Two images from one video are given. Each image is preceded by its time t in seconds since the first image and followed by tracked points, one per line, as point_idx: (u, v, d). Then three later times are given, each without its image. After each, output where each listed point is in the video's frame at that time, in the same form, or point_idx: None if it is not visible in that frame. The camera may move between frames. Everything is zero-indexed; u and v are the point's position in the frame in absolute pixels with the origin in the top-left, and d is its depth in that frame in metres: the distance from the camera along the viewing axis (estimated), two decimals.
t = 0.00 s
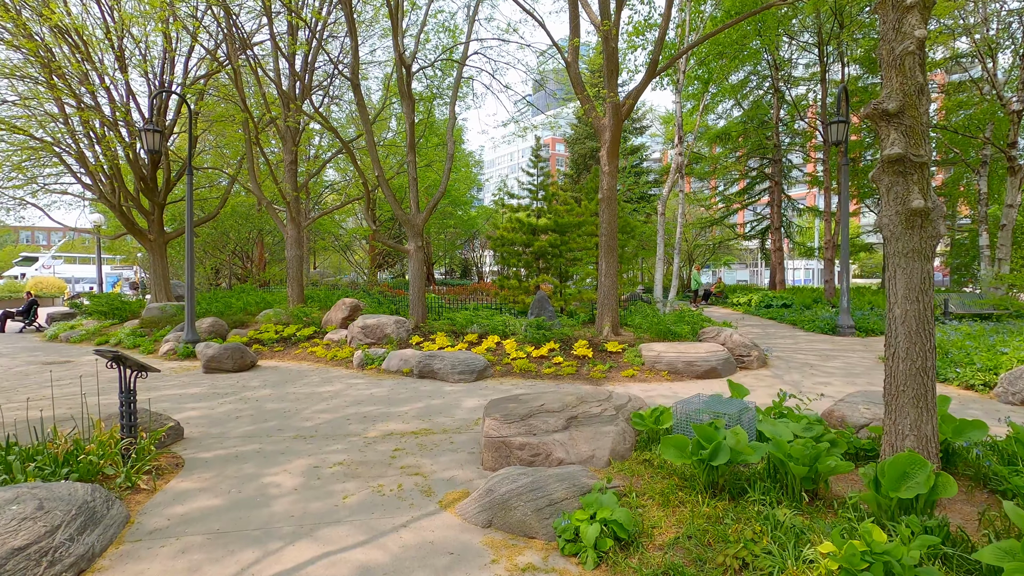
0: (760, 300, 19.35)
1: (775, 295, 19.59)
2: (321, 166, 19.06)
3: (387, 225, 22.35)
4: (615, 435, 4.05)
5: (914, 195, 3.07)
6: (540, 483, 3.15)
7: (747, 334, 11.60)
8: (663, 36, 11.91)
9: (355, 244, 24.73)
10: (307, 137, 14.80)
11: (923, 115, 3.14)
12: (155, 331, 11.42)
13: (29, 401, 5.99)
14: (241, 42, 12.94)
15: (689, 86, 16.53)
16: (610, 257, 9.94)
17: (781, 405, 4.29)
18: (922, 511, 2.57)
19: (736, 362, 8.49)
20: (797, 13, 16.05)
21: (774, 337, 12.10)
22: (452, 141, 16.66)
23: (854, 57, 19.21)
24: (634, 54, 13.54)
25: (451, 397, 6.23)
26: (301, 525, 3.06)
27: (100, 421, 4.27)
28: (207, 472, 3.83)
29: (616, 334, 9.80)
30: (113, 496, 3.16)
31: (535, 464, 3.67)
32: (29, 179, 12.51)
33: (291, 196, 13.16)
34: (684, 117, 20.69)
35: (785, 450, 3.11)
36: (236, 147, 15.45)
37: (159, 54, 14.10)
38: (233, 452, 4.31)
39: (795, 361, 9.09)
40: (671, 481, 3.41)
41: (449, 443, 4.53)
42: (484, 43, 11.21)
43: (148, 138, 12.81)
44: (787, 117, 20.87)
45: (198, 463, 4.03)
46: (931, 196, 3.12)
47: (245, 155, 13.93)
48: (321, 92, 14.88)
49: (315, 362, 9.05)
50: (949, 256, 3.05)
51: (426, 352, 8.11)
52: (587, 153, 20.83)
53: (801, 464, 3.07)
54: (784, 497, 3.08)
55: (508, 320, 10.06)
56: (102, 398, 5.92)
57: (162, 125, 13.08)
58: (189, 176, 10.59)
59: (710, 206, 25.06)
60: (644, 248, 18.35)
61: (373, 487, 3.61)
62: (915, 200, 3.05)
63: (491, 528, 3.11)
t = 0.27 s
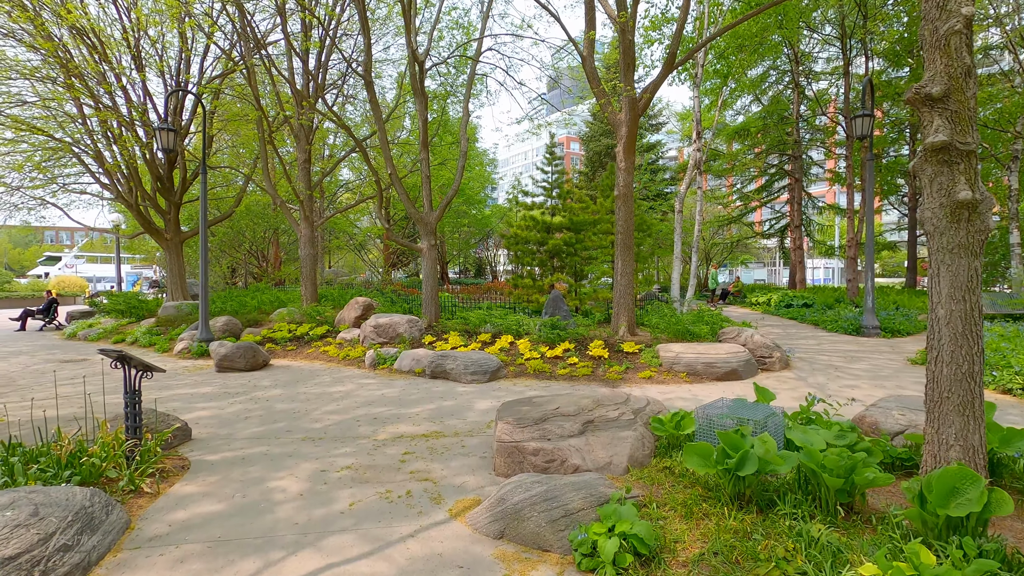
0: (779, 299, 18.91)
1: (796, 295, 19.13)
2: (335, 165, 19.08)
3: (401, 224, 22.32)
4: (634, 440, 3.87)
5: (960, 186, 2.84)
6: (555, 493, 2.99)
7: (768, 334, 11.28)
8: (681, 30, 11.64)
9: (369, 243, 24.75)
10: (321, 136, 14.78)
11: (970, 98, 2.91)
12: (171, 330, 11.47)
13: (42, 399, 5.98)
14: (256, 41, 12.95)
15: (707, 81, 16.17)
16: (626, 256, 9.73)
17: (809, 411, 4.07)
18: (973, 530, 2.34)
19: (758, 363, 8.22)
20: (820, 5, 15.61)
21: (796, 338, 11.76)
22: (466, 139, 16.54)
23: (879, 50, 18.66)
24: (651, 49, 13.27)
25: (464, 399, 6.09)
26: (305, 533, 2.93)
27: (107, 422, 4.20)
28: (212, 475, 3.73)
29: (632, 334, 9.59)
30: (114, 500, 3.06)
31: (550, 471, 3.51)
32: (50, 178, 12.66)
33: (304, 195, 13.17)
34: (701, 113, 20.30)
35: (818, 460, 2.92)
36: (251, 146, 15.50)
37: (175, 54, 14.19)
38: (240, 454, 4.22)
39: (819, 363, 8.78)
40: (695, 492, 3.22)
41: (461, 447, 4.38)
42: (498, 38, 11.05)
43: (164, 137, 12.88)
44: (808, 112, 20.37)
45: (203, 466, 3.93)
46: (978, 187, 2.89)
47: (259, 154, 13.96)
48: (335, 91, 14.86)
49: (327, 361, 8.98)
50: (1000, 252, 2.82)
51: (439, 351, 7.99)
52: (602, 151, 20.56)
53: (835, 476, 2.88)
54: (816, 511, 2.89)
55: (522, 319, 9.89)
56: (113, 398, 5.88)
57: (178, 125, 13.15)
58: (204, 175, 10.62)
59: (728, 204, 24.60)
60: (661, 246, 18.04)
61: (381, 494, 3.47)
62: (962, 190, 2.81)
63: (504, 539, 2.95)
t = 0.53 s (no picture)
0: (799, 299, 18.47)
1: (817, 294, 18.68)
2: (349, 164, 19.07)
3: (415, 222, 22.27)
4: (652, 448, 3.70)
5: (1012, 179, 2.62)
6: (570, 504, 2.85)
7: (789, 335, 10.96)
8: (699, 23, 11.35)
9: (383, 242, 24.75)
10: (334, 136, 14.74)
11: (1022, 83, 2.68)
12: (186, 328, 11.52)
13: (56, 398, 5.99)
14: (268, 40, 12.92)
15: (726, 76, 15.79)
16: (642, 254, 9.52)
17: (837, 418, 3.88)
18: None
19: (779, 365, 7.97)
20: None
21: (818, 339, 11.42)
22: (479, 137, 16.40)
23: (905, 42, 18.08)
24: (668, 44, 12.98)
25: (476, 400, 5.96)
26: (308, 543, 2.82)
27: (114, 423, 4.14)
28: (218, 479, 3.65)
29: (648, 334, 9.38)
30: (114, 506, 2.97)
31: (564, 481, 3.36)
32: (69, 178, 12.79)
33: (318, 194, 13.15)
34: (719, 109, 19.88)
35: (853, 474, 2.76)
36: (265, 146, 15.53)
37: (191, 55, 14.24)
38: (247, 457, 4.13)
39: (843, 366, 8.49)
40: (720, 506, 3.06)
41: (472, 452, 4.24)
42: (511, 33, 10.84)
43: (181, 137, 12.94)
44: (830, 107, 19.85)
45: (210, 469, 3.85)
46: None
47: (273, 153, 13.97)
48: (349, 89, 14.81)
49: (340, 360, 8.93)
50: None
51: (451, 351, 7.87)
52: (618, 148, 20.27)
53: (870, 490, 2.71)
54: (850, 527, 2.72)
55: (536, 318, 9.74)
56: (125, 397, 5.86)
57: (194, 124, 13.20)
58: (217, 173, 10.64)
59: (746, 202, 24.10)
60: (678, 245, 17.71)
61: (388, 501, 3.35)
62: (1015, 184, 2.59)
63: (515, 554, 2.81)
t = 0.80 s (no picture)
0: (819, 299, 18.05)
1: (838, 294, 18.25)
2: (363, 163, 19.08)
3: (428, 221, 22.23)
4: (671, 455, 3.54)
5: None
6: (586, 516, 2.72)
7: (810, 336, 10.66)
8: (718, 16, 11.08)
9: (397, 241, 24.76)
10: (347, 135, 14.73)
11: None
12: (202, 327, 11.58)
13: (70, 396, 6.00)
14: (282, 39, 12.93)
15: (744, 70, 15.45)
16: (658, 253, 9.33)
17: (866, 425, 3.70)
18: None
19: (800, 368, 7.73)
20: None
21: (840, 340, 11.10)
22: (492, 135, 16.28)
23: (931, 34, 17.54)
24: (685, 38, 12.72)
25: (488, 402, 5.84)
26: (313, 553, 2.72)
27: (122, 424, 4.09)
28: (224, 482, 3.57)
29: (665, 335, 9.19)
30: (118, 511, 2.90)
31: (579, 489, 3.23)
32: (88, 178, 12.94)
33: (331, 193, 13.13)
34: (737, 105, 19.52)
35: (888, 487, 2.60)
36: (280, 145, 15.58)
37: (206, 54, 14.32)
38: (255, 459, 4.06)
39: (867, 369, 8.21)
40: (744, 519, 2.92)
41: (483, 457, 4.13)
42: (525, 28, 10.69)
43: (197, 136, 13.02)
44: (852, 102, 19.36)
45: (217, 472, 3.78)
46: None
47: (287, 152, 13.98)
48: (363, 88, 14.77)
49: (352, 360, 8.88)
50: None
51: (464, 351, 7.77)
52: (633, 145, 20.01)
53: (908, 506, 2.54)
54: (886, 544, 2.56)
55: (550, 318, 9.59)
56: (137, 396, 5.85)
57: (209, 124, 13.27)
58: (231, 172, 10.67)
59: (765, 199, 23.66)
60: (695, 243, 17.41)
61: (397, 507, 3.24)
62: None
63: (529, 566, 2.70)
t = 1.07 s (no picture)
0: (839, 298, 17.62)
1: (859, 293, 17.82)
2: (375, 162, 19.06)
3: (441, 219, 22.16)
4: (691, 462, 3.38)
5: None
6: (603, 528, 2.58)
7: (832, 337, 10.36)
8: (736, 9, 10.81)
9: (410, 240, 24.74)
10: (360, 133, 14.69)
11: None
12: (215, 325, 11.61)
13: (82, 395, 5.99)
14: (294, 37, 12.92)
15: (762, 65, 15.10)
16: (674, 251, 9.13)
17: (898, 431, 3.51)
18: None
19: (823, 369, 7.48)
20: None
21: (862, 341, 10.78)
22: (505, 132, 16.13)
23: (957, 26, 17.01)
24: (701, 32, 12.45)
25: (501, 404, 5.71)
26: (318, 563, 2.60)
27: (129, 425, 4.03)
28: (230, 485, 3.48)
29: (681, 335, 8.98)
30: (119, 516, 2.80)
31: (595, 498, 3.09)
32: (104, 177, 13.07)
33: (344, 191, 13.11)
34: (754, 101, 19.14)
35: (929, 501, 2.41)
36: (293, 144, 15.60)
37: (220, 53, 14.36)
38: (262, 461, 3.97)
39: (893, 371, 7.93)
40: (771, 532, 2.75)
41: (495, 461, 3.99)
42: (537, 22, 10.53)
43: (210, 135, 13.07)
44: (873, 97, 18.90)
45: (223, 474, 3.69)
46: None
47: (299, 151, 14.00)
48: (375, 86, 14.73)
49: (363, 359, 8.81)
50: None
51: (476, 351, 7.65)
52: (648, 142, 19.73)
53: (952, 522, 2.36)
54: (927, 563, 2.38)
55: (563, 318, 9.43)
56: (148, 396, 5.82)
57: (223, 123, 13.33)
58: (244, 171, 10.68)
59: (782, 197, 23.22)
60: (711, 241, 17.10)
61: (406, 514, 3.12)
62: None
63: None
